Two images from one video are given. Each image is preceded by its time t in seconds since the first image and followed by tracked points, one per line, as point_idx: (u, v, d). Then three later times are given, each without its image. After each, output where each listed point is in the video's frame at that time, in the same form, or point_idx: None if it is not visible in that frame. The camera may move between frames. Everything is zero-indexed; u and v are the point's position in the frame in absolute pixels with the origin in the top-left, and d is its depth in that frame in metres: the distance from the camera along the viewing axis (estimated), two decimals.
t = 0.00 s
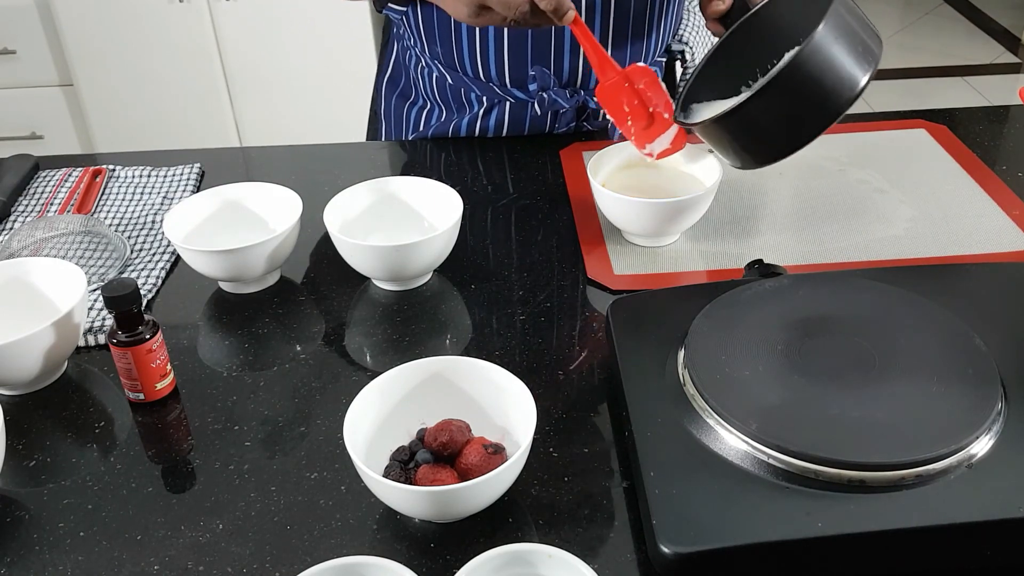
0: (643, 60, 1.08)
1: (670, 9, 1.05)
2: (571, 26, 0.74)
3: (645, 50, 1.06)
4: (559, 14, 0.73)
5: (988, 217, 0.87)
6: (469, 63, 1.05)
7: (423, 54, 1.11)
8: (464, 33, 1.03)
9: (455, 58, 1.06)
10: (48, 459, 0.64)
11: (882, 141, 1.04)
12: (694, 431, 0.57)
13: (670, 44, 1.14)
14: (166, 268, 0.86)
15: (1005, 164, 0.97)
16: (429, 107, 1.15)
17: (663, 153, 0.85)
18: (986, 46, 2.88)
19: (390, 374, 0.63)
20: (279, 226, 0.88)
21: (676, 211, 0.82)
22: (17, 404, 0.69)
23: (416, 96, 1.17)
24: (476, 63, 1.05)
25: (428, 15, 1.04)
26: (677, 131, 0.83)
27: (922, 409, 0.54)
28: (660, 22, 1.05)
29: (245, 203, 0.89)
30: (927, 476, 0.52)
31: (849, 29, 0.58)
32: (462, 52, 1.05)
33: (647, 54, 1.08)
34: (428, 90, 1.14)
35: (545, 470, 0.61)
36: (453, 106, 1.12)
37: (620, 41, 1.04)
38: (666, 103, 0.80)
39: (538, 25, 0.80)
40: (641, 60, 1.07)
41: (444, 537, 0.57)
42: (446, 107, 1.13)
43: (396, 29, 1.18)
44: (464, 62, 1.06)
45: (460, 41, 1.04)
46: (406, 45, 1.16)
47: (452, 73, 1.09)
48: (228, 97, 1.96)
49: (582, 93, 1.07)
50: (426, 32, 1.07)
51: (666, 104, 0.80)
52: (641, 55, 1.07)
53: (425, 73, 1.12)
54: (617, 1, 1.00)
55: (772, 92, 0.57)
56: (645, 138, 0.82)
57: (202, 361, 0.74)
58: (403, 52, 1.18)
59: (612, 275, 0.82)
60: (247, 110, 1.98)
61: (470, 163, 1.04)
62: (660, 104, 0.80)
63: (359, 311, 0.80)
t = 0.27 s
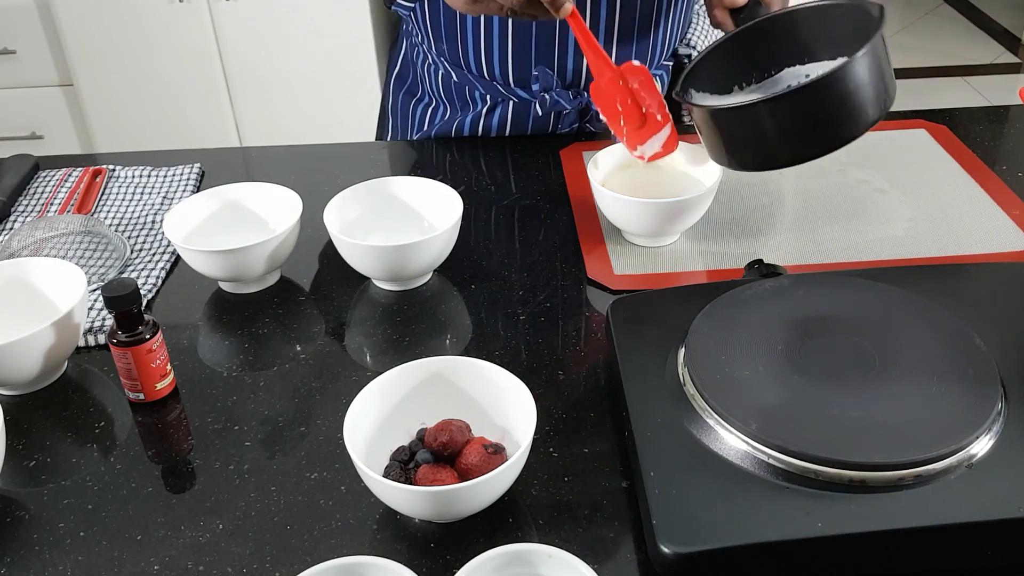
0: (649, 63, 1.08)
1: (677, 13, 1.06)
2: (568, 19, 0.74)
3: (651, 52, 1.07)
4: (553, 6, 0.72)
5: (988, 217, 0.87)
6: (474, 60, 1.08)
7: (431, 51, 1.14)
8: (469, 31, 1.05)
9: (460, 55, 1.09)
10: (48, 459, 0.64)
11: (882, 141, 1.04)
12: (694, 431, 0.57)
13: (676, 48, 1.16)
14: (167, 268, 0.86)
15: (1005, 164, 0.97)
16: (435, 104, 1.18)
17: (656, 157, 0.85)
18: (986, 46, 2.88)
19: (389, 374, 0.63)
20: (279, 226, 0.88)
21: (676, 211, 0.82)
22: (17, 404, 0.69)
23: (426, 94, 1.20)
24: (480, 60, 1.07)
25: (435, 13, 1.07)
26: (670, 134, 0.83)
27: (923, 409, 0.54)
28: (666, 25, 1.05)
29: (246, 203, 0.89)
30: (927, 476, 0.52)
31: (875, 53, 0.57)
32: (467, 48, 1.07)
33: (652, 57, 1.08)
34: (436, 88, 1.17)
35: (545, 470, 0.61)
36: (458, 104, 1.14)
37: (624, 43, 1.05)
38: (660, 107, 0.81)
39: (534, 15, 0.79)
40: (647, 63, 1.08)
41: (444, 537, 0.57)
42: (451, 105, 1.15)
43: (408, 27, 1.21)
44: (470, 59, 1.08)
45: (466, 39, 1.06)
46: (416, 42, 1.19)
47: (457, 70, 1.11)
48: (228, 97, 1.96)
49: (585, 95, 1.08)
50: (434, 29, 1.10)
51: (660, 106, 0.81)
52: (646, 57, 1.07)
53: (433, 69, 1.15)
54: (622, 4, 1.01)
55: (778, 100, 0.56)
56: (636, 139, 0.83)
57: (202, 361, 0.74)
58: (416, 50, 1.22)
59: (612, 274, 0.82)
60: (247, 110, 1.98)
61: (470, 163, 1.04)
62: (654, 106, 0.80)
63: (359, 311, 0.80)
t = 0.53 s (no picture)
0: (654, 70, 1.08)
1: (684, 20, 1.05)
2: None
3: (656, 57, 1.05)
4: None
5: (988, 217, 0.87)
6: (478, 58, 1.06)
7: (437, 47, 1.13)
8: (475, 28, 1.03)
9: (465, 52, 1.07)
10: (47, 459, 0.64)
11: (882, 141, 1.04)
12: (694, 431, 0.57)
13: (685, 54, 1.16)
14: (167, 268, 0.86)
15: (1005, 164, 0.97)
16: (442, 103, 1.18)
17: (670, 37, 0.84)
18: (985, 46, 2.88)
19: (389, 375, 0.63)
20: (279, 226, 0.88)
21: (676, 211, 0.82)
22: (17, 404, 0.69)
23: (434, 91, 1.20)
24: (485, 58, 1.05)
25: (440, 9, 1.05)
26: (682, 11, 0.82)
27: (923, 409, 0.54)
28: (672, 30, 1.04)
29: (246, 203, 0.89)
30: (927, 476, 0.52)
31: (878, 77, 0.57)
32: (472, 46, 1.05)
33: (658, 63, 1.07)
34: (442, 86, 1.16)
35: (545, 470, 0.61)
36: (463, 102, 1.14)
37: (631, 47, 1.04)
38: None
39: None
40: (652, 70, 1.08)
41: (444, 537, 0.57)
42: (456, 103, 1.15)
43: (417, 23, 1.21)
44: (474, 57, 1.06)
45: (471, 37, 1.04)
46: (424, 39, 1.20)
47: (462, 67, 1.10)
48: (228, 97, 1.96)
49: (588, 98, 1.06)
50: (439, 24, 1.07)
51: None
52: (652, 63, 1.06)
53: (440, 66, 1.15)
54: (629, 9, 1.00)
55: (781, 102, 0.56)
56: (648, 20, 0.82)
57: (202, 361, 0.74)
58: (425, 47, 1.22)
59: (612, 274, 0.82)
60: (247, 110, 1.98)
61: (470, 164, 1.04)
62: None
63: (359, 311, 0.80)
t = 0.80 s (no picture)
0: (659, 79, 1.08)
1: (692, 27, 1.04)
2: None
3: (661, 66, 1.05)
4: None
5: (988, 217, 0.87)
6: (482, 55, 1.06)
7: (446, 41, 1.13)
8: (479, 25, 1.03)
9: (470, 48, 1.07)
10: (47, 459, 0.64)
11: (882, 141, 1.04)
12: (694, 431, 0.57)
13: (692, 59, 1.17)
14: (166, 268, 0.86)
15: (1006, 164, 0.97)
16: (446, 97, 1.18)
17: None
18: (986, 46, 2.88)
19: (388, 375, 0.63)
20: (279, 227, 0.88)
21: (676, 211, 0.82)
22: (17, 404, 0.69)
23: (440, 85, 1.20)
24: (488, 56, 1.05)
25: (448, 6, 1.05)
26: None
27: (923, 409, 0.54)
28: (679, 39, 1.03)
29: (245, 203, 0.89)
30: (927, 476, 0.52)
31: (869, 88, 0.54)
32: (476, 43, 1.05)
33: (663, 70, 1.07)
34: (448, 80, 1.16)
35: (545, 470, 0.61)
36: (466, 98, 1.13)
37: (636, 52, 1.03)
38: None
39: None
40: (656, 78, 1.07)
41: (445, 537, 0.57)
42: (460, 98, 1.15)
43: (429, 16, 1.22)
44: (478, 53, 1.06)
45: (475, 34, 1.04)
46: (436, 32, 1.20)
47: (467, 63, 1.09)
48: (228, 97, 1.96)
49: (589, 102, 1.06)
50: (447, 19, 1.07)
51: None
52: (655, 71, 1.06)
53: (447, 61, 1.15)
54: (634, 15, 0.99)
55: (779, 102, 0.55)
56: None
57: (202, 361, 0.74)
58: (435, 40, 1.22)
59: (612, 275, 0.82)
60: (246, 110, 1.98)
61: (470, 164, 1.04)
62: None
63: (359, 311, 0.80)
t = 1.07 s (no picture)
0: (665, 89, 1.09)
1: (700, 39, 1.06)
2: None
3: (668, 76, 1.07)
4: None
5: (988, 217, 0.87)
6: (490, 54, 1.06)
7: (457, 39, 1.14)
8: (489, 25, 1.04)
9: (479, 47, 1.07)
10: (47, 459, 0.64)
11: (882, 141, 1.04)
12: (694, 431, 0.57)
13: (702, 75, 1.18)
14: (166, 268, 0.86)
15: (1006, 164, 0.97)
16: (453, 95, 1.18)
17: None
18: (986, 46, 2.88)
19: (388, 375, 0.63)
20: (279, 227, 0.88)
21: (676, 211, 0.82)
22: (17, 404, 0.69)
23: (448, 81, 1.20)
24: (497, 56, 1.06)
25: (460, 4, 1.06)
26: None
27: (924, 409, 0.54)
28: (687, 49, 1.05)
29: (245, 203, 0.89)
30: (927, 476, 0.52)
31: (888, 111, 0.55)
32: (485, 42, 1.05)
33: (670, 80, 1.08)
34: (455, 78, 1.16)
35: (545, 470, 0.61)
36: (472, 96, 1.13)
37: (642, 59, 1.04)
38: None
39: None
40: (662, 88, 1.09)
41: (444, 537, 0.57)
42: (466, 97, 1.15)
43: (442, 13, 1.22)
44: (487, 53, 1.07)
45: (485, 33, 1.05)
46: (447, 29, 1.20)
47: (476, 63, 1.10)
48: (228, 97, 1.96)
49: (593, 111, 1.06)
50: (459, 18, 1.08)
51: None
52: (661, 80, 1.07)
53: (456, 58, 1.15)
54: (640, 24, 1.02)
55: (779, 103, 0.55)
56: None
57: (202, 361, 0.74)
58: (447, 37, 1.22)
59: (611, 275, 0.82)
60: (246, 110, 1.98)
61: (470, 164, 1.04)
62: None
63: (359, 311, 0.80)
